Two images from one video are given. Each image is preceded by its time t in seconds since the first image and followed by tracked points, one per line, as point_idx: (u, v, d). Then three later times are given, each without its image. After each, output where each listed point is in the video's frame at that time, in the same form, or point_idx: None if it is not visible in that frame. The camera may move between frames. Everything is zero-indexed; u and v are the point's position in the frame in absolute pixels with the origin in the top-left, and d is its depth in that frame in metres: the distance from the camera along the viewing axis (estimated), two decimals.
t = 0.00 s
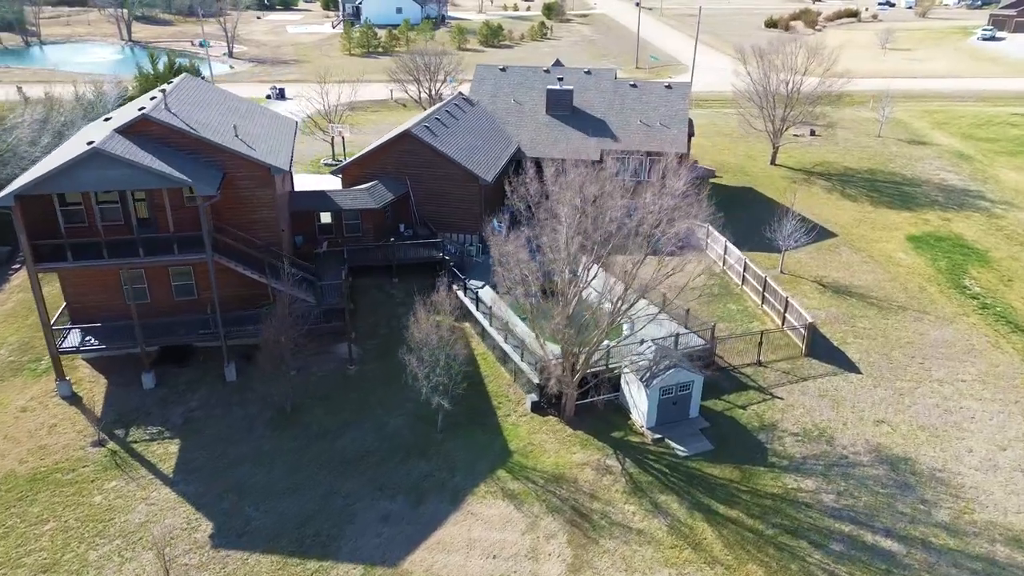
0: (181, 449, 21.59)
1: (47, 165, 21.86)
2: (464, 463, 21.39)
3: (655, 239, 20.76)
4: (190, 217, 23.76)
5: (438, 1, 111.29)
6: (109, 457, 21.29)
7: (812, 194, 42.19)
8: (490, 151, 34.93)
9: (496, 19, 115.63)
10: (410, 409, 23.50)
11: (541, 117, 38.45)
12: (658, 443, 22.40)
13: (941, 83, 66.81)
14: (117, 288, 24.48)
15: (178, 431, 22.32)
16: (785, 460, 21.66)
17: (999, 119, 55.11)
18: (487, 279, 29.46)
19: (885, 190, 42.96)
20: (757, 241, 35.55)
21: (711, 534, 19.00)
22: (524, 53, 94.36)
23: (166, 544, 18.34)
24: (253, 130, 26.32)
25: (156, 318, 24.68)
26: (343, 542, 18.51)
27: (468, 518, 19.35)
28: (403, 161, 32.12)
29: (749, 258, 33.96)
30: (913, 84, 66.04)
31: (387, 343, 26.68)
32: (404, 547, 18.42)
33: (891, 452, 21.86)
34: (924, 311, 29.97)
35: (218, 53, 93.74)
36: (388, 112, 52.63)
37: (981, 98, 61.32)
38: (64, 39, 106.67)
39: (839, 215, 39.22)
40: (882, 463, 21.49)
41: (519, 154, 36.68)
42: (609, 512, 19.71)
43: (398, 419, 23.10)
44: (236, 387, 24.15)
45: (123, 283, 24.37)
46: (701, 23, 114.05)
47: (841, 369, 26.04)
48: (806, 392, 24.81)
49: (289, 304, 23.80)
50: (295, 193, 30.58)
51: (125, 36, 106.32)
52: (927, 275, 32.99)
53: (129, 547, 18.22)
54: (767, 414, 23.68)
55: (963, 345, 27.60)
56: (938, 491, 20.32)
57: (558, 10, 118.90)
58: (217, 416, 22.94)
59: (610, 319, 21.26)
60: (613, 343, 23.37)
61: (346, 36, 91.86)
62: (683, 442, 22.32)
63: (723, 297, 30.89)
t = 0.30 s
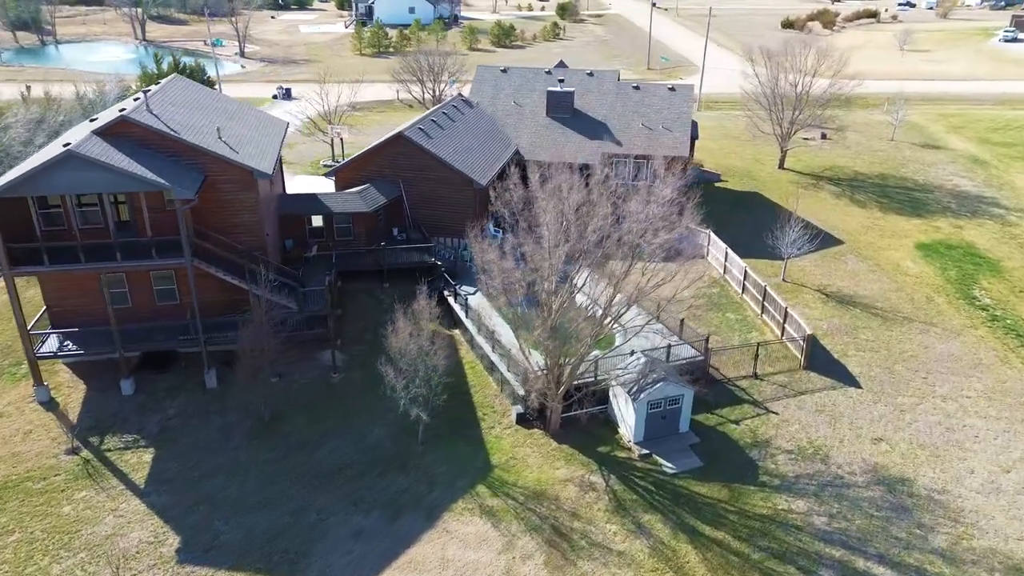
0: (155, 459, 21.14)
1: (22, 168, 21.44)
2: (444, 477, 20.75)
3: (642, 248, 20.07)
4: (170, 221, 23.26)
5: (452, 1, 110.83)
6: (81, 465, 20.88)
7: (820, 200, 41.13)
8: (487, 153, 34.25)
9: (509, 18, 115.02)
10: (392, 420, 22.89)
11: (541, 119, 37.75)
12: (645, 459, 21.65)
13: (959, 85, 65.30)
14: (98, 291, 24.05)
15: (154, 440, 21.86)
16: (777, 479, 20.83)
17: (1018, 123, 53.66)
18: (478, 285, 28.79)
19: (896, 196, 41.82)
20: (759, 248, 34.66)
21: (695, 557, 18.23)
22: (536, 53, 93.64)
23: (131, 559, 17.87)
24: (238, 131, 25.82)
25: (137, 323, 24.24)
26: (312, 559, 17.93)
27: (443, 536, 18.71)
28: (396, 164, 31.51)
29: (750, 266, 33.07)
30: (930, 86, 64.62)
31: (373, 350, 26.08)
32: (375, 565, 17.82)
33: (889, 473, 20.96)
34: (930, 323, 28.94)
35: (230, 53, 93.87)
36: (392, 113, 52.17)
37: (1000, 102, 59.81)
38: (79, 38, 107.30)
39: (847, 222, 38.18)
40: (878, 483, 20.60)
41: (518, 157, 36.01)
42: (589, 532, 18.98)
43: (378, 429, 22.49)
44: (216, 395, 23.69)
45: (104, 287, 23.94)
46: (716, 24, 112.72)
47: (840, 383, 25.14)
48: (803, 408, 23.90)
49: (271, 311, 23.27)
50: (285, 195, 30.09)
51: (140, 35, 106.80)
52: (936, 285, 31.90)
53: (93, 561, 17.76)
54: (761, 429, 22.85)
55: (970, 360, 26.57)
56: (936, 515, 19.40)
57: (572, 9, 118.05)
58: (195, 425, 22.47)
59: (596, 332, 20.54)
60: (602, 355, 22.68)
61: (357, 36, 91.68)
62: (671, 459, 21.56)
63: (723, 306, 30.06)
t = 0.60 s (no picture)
0: (133, 465, 20.80)
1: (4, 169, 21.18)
2: (424, 490, 20.19)
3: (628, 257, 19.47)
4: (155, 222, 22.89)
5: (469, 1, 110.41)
6: (59, 470, 20.59)
7: (832, 206, 40.04)
8: (487, 155, 33.69)
9: (527, 18, 114.32)
10: (375, 429, 22.36)
11: (545, 121, 37.14)
12: (634, 474, 20.95)
13: (984, 88, 63.61)
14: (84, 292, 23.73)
15: (133, 445, 21.51)
16: (770, 499, 20.02)
17: None
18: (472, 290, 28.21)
19: (911, 203, 40.61)
20: (765, 255, 33.78)
21: None
22: (552, 53, 92.89)
23: (99, 569, 17.49)
24: (228, 131, 25.45)
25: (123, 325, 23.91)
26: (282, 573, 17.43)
27: (418, 552, 18.12)
28: (394, 165, 31.00)
29: (755, 274, 32.18)
30: (953, 89, 63.04)
31: (362, 355, 25.56)
32: None
33: (888, 495, 20.06)
34: (941, 335, 27.86)
35: (247, 53, 94.15)
36: (399, 113, 51.78)
37: None
38: (99, 36, 108.25)
39: (859, 229, 37.11)
40: (876, 506, 19.71)
41: (520, 160, 35.45)
42: (570, 551, 18.31)
43: (361, 438, 21.97)
44: (200, 400, 23.32)
45: (90, 288, 23.62)
46: (737, 24, 111.21)
47: (843, 398, 24.23)
48: (802, 424, 23.04)
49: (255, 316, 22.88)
50: (280, 196, 29.67)
51: (159, 33, 107.49)
52: (948, 296, 30.77)
53: (60, 571, 17.41)
54: (756, 445, 22.04)
55: (980, 375, 25.51)
56: (935, 541, 18.50)
57: (591, 9, 117.09)
58: (176, 431, 22.11)
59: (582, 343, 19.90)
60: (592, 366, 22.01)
61: (373, 36, 91.58)
62: (661, 475, 20.83)
63: (725, 315, 29.25)
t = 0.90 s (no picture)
0: (116, 468, 20.59)
1: None
2: (406, 500, 19.71)
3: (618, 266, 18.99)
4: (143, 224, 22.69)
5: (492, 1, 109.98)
6: (41, 471, 20.46)
7: (849, 212, 38.89)
8: (490, 157, 33.12)
9: (551, 18, 113.57)
10: (361, 436, 21.94)
11: (552, 123, 36.57)
12: (624, 489, 20.28)
13: (1016, 92, 61.68)
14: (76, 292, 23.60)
15: (118, 447, 21.32)
16: (763, 518, 19.24)
17: None
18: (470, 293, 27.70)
19: (933, 210, 39.32)
20: (774, 262, 32.88)
21: None
22: (574, 53, 92.06)
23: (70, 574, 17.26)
24: (223, 131, 25.26)
25: (115, 325, 23.75)
26: None
27: (394, 565, 17.65)
28: (394, 165, 30.63)
29: (764, 283, 31.29)
30: (983, 92, 61.20)
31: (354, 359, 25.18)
32: None
33: (889, 518, 19.17)
34: (955, 349, 26.77)
35: (270, 51, 94.65)
36: (412, 114, 51.49)
37: None
38: (127, 34, 109.71)
39: (876, 236, 35.98)
40: (875, 529, 18.85)
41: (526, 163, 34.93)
42: (551, 568, 17.71)
43: (347, 445, 21.57)
44: (188, 402, 23.09)
45: (82, 288, 23.49)
46: (764, 24, 109.42)
47: (847, 414, 23.35)
48: (802, 440, 22.19)
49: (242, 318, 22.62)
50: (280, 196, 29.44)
51: (185, 32, 108.46)
52: (966, 308, 29.59)
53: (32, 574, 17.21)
54: (753, 462, 21.26)
55: (994, 393, 24.43)
56: (935, 569, 17.60)
57: (615, 10, 116.07)
58: (162, 433, 21.89)
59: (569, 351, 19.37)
60: (584, 376, 21.39)
61: (394, 36, 91.52)
62: (651, 491, 20.16)
63: (730, 324, 28.46)
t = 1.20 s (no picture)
0: (97, 469, 20.44)
1: None
2: (385, 509, 19.30)
3: (601, 274, 18.42)
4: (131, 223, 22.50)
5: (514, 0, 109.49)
6: (23, 471, 20.37)
7: (864, 218, 37.83)
8: (491, 156, 32.64)
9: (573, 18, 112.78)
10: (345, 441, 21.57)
11: (559, 124, 36.00)
12: (609, 503, 19.72)
13: None
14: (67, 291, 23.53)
15: (100, 448, 21.18)
16: (752, 537, 18.54)
17: None
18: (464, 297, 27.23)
19: (952, 217, 38.09)
20: (779, 269, 32.05)
21: None
22: (594, 53, 91.22)
23: None
24: (216, 130, 25.03)
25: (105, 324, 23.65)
26: None
27: None
28: (392, 166, 30.25)
29: (770, 290, 30.48)
30: (1012, 95, 59.43)
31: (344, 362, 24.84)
32: None
33: (884, 540, 18.37)
34: (966, 363, 25.75)
35: (291, 49, 95.14)
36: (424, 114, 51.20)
37: None
38: (151, 32, 110.97)
39: (890, 244, 34.91)
40: (869, 552, 18.06)
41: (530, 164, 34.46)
42: None
43: (330, 450, 21.22)
44: (175, 403, 22.90)
45: (72, 287, 23.42)
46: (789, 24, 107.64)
47: (848, 428, 22.53)
48: (799, 455, 21.42)
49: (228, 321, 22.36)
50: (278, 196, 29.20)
51: (209, 30, 109.34)
52: (980, 320, 28.52)
53: None
54: (745, 477, 20.57)
55: (1005, 409, 23.42)
56: None
57: (638, 9, 115.02)
58: (146, 434, 21.72)
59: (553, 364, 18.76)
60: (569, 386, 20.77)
61: (414, 35, 91.40)
62: (637, 505, 19.56)
63: (732, 332, 27.72)
